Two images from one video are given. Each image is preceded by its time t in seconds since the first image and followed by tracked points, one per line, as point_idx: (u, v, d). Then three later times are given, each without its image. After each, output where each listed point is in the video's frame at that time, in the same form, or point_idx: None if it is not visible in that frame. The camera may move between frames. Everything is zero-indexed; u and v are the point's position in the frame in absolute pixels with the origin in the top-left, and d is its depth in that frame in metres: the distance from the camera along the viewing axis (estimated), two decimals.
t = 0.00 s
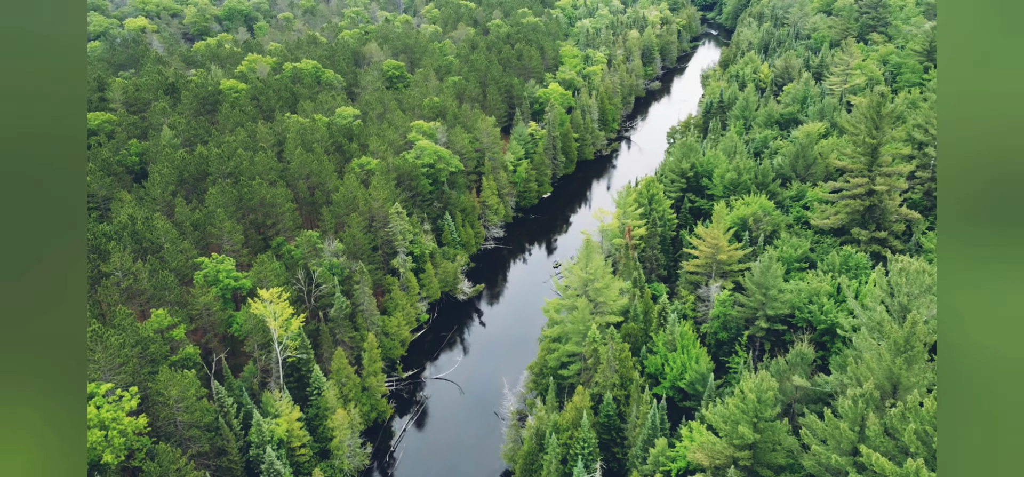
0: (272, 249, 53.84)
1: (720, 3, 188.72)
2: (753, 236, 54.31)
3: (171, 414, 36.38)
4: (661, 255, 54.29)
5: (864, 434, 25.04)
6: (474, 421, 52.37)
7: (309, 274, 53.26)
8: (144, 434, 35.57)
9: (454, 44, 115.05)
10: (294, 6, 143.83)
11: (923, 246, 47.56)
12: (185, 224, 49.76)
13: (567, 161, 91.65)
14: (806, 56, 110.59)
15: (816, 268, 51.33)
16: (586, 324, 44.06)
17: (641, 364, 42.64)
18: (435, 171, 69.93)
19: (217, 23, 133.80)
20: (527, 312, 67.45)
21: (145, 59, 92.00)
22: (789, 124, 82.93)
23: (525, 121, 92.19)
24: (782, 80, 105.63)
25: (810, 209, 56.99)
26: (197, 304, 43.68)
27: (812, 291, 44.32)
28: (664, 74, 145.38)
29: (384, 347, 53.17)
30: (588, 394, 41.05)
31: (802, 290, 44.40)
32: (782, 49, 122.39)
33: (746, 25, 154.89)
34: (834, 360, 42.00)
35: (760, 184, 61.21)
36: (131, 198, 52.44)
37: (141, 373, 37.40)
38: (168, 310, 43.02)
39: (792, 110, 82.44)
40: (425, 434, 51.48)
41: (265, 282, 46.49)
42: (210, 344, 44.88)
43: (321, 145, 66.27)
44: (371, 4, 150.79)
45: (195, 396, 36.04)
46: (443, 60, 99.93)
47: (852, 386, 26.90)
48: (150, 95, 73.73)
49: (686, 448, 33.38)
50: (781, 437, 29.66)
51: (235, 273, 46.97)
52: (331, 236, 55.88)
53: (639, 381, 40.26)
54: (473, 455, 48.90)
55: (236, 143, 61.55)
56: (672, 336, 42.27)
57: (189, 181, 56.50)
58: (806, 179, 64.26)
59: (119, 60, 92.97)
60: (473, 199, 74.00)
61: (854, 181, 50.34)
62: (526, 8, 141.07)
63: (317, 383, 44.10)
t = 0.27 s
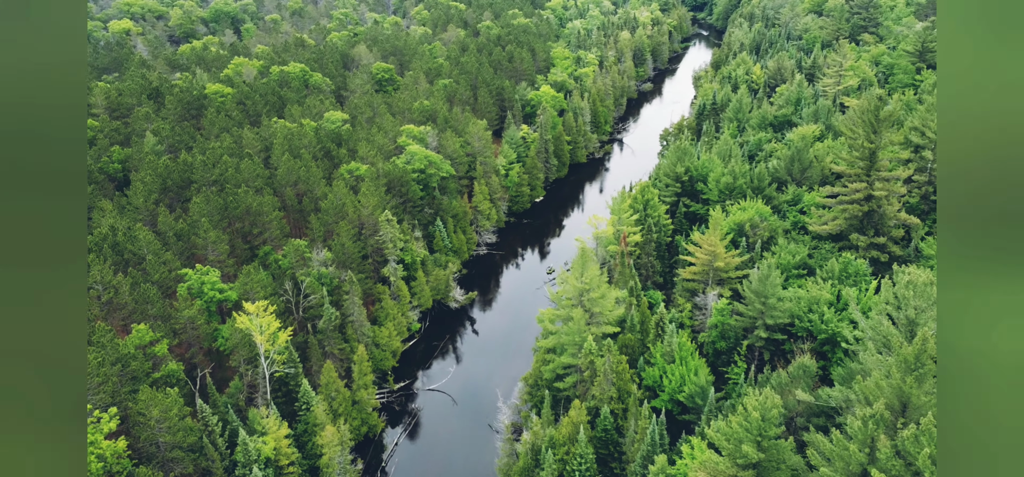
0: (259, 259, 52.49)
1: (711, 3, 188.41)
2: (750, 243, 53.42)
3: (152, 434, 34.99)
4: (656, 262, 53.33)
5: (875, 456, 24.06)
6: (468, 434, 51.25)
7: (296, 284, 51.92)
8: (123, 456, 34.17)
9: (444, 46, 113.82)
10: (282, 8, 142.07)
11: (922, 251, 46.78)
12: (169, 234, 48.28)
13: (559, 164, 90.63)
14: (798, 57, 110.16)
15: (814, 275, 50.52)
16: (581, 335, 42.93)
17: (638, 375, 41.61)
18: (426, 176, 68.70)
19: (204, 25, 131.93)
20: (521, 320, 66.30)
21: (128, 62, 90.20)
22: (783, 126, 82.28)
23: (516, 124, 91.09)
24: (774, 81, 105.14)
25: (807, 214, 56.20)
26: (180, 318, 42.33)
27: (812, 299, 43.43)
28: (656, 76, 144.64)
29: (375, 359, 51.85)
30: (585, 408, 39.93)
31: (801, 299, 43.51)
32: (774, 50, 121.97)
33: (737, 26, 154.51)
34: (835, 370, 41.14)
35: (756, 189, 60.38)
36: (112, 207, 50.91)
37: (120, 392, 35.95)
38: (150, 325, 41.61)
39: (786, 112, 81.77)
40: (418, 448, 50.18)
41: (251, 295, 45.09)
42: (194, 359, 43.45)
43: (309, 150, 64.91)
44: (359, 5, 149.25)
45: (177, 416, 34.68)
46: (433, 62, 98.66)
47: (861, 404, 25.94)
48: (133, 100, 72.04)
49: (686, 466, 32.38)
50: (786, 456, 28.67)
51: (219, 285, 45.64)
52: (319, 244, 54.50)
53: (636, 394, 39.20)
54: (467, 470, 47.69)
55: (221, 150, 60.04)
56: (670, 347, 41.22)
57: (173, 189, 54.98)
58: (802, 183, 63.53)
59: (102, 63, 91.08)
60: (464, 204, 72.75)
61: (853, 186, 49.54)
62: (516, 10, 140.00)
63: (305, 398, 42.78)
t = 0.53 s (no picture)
0: (253, 266, 51.44)
1: (709, 4, 187.63)
2: (753, 249, 52.53)
3: (141, 451, 34.01)
4: (658, 268, 52.40)
5: None
6: (467, 443, 50.13)
7: (291, 292, 50.86)
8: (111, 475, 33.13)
9: (441, 47, 112.78)
10: (278, 9, 140.85)
11: (929, 258, 45.88)
12: (159, 242, 47.21)
13: (557, 167, 89.71)
14: (797, 58, 109.39)
15: (818, 282, 49.64)
16: (582, 345, 42.00)
17: (641, 386, 40.69)
18: (423, 181, 67.68)
19: (199, 26, 130.68)
20: (519, 325, 65.30)
21: (121, 65, 89.01)
22: (784, 129, 81.44)
23: (514, 126, 90.08)
24: (774, 83, 104.35)
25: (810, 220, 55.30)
26: (171, 329, 41.27)
27: (817, 308, 42.58)
28: (654, 77, 143.78)
29: (371, 368, 50.84)
30: (586, 421, 38.99)
31: (807, 307, 42.64)
32: (773, 51, 121.15)
33: (735, 26, 153.73)
34: (841, 381, 40.23)
35: (758, 193, 59.48)
36: (102, 214, 49.79)
37: (108, 407, 34.92)
38: (139, 336, 40.54)
39: (787, 114, 80.90)
40: (415, 458, 49.17)
41: (243, 304, 44.04)
42: (186, 370, 42.42)
43: (304, 155, 63.85)
44: (356, 6, 148.10)
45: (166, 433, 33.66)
46: (430, 64, 97.62)
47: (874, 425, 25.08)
48: (125, 104, 70.93)
49: None
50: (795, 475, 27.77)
51: (211, 294, 44.58)
52: (314, 251, 53.46)
53: (639, 406, 38.28)
54: None
55: (214, 155, 58.99)
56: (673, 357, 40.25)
57: (165, 195, 53.85)
58: (804, 187, 62.67)
59: (95, 66, 89.95)
60: (462, 208, 71.76)
61: (858, 191, 48.63)
62: (514, 11, 138.99)
63: (300, 410, 41.77)
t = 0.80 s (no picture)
0: (247, 274, 50.28)
1: (709, 4, 186.67)
2: (758, 256, 51.47)
3: (129, 471, 32.86)
4: (661, 276, 51.32)
5: None
6: (467, 456, 48.93)
7: (286, 301, 49.68)
8: None
9: (439, 49, 111.57)
10: (275, 9, 139.59)
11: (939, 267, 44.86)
12: (151, 251, 46.06)
13: (557, 170, 88.62)
14: (799, 60, 108.43)
15: (825, 290, 48.62)
16: (585, 358, 40.88)
17: (645, 401, 39.60)
18: (421, 185, 66.51)
19: (195, 27, 129.40)
20: (519, 332, 64.09)
21: (116, 67, 87.77)
22: (787, 132, 80.42)
23: (514, 129, 88.94)
24: (776, 85, 103.45)
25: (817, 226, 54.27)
26: (162, 341, 40.11)
27: (826, 319, 41.50)
28: (654, 78, 142.72)
29: (369, 379, 49.71)
30: (589, 436, 37.87)
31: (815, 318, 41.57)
32: (775, 53, 120.14)
33: (736, 28, 152.64)
34: (851, 395, 39.19)
35: (763, 199, 58.45)
36: (92, 221, 48.59)
37: (96, 425, 33.77)
38: (130, 349, 39.39)
39: (790, 117, 79.86)
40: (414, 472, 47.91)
41: (237, 315, 42.90)
42: (177, 383, 41.30)
43: (300, 160, 62.67)
44: (354, 7, 146.88)
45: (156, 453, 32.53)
46: (429, 66, 96.45)
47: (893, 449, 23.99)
48: (119, 107, 69.70)
49: None
50: None
51: (204, 305, 43.41)
52: (310, 259, 52.32)
53: (644, 422, 37.16)
54: None
55: (208, 160, 57.83)
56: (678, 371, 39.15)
57: (157, 202, 52.69)
58: (810, 192, 61.64)
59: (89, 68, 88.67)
60: (461, 213, 70.64)
61: (866, 198, 47.56)
62: (513, 12, 137.85)
63: (295, 424, 40.66)
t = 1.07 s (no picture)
0: (242, 282, 49.25)
1: (710, 5, 185.68)
2: (764, 263, 50.51)
3: None
4: (665, 284, 50.30)
5: None
6: (467, 468, 47.89)
7: (282, 310, 48.66)
8: None
9: (439, 50, 110.61)
10: (274, 10, 138.54)
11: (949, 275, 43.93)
12: (145, 258, 45.05)
13: (558, 173, 87.64)
14: (802, 61, 107.55)
15: (833, 299, 47.68)
16: (588, 369, 39.88)
17: (650, 413, 38.62)
18: (420, 190, 65.48)
19: (193, 28, 128.36)
20: (519, 339, 63.04)
21: (112, 68, 86.77)
22: (791, 135, 79.51)
23: (514, 132, 87.88)
24: (779, 86, 102.64)
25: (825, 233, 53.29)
26: (154, 352, 39.12)
27: (834, 329, 40.52)
28: (656, 79, 141.81)
29: (367, 389, 48.71)
30: (593, 451, 36.88)
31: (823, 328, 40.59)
32: (778, 54, 119.28)
33: (738, 28, 151.73)
34: (861, 407, 38.26)
35: (768, 204, 57.52)
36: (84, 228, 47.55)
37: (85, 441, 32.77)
38: (121, 360, 38.40)
39: (794, 120, 78.90)
40: None
41: (232, 325, 41.91)
42: (170, 395, 40.29)
43: (298, 164, 61.63)
44: (353, 8, 145.85)
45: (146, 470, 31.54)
46: (428, 68, 95.39)
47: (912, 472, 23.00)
48: (114, 110, 68.69)
49: None
50: None
51: (198, 314, 42.39)
52: (307, 266, 51.33)
53: (648, 435, 36.17)
54: None
55: (204, 164, 56.85)
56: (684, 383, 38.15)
57: (151, 207, 51.68)
58: (815, 197, 60.72)
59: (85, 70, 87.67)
60: (461, 218, 69.65)
61: (875, 204, 46.60)
62: (513, 12, 136.80)
63: (291, 437, 39.68)
